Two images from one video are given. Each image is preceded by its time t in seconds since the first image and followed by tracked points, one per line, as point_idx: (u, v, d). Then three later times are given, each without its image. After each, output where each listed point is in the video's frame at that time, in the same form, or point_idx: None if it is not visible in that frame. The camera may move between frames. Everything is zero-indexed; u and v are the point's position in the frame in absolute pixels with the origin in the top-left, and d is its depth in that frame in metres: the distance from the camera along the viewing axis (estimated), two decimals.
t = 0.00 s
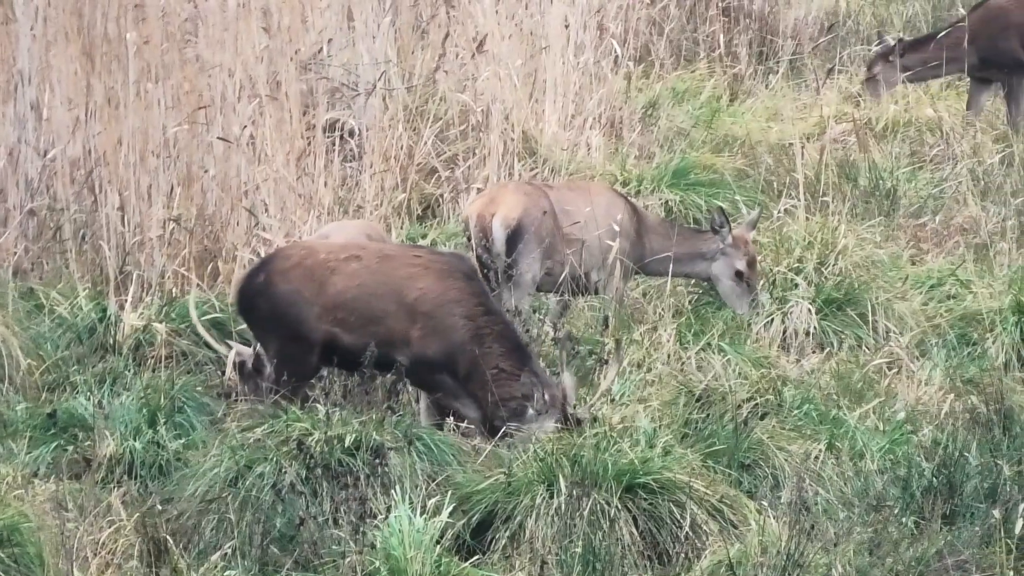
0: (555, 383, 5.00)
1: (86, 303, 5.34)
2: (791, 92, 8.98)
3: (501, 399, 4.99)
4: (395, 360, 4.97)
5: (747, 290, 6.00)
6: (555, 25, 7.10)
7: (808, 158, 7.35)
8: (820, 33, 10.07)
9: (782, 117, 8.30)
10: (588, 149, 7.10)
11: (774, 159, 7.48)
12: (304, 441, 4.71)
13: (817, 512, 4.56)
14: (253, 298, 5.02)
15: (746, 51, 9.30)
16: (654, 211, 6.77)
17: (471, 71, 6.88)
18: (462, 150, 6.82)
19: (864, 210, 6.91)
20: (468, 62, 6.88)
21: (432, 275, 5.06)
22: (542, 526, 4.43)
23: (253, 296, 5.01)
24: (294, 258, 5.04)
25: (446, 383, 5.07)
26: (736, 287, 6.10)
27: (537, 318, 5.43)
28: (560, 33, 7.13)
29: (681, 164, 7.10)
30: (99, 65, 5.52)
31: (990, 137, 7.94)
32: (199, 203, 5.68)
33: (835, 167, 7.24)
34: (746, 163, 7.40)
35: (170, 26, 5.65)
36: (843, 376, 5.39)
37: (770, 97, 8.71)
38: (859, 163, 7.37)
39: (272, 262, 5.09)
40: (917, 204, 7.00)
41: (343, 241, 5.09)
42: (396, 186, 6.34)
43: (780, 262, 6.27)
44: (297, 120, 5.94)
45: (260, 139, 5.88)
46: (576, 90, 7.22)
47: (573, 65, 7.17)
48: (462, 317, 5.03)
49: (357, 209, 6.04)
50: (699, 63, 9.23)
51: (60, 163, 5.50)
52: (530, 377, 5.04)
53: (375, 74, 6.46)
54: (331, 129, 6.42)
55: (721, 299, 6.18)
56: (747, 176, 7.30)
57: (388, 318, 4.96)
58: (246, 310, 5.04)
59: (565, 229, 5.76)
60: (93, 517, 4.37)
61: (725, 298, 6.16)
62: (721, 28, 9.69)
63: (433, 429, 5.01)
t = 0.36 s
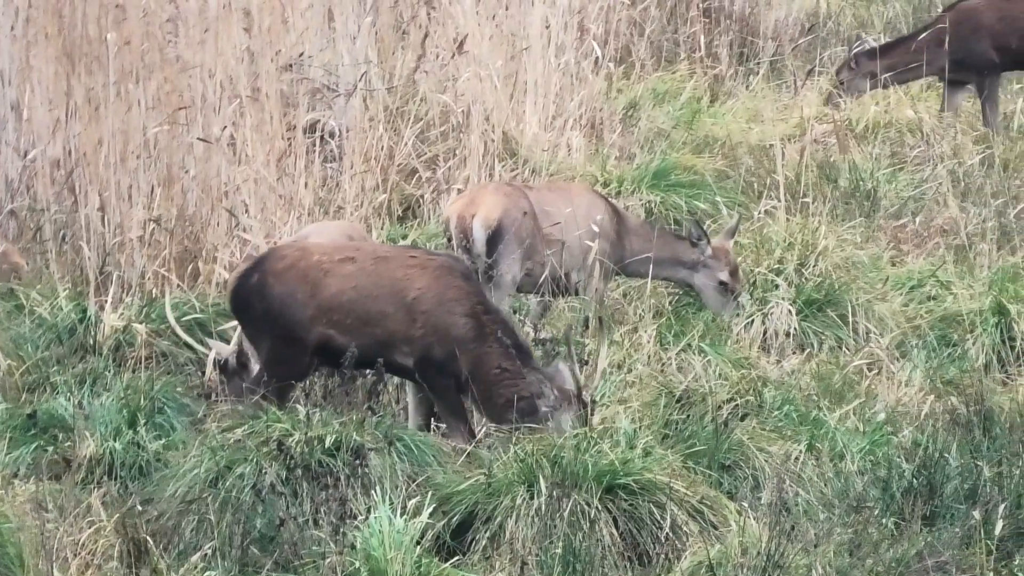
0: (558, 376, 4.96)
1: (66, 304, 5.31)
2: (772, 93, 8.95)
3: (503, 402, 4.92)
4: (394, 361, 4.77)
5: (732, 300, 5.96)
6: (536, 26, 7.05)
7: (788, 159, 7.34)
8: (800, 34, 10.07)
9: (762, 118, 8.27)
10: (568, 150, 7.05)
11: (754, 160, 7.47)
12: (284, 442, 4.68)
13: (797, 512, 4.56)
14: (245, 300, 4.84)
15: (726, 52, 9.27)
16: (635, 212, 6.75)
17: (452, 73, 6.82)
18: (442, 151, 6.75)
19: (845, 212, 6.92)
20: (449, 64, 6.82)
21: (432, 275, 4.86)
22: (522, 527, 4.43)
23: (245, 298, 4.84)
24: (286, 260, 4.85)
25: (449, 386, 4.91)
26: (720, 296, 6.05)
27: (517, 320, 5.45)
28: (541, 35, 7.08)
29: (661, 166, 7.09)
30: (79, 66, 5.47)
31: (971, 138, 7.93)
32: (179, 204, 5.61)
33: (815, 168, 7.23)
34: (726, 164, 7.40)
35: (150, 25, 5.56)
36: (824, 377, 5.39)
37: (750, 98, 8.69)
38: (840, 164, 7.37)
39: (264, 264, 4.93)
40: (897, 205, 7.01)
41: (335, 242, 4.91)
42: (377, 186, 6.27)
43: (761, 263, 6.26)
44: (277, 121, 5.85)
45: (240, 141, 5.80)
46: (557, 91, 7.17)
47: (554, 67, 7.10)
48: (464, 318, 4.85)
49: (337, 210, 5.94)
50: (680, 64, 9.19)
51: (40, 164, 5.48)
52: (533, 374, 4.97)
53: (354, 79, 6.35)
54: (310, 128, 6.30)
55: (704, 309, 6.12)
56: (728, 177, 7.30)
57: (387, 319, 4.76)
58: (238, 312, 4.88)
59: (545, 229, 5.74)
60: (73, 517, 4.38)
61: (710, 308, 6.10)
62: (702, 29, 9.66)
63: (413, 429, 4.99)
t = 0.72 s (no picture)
0: (573, 361, 5.08)
1: (48, 307, 5.24)
2: (755, 95, 8.92)
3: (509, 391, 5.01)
4: (393, 362, 4.77)
5: (710, 296, 5.97)
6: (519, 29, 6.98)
7: (770, 162, 7.32)
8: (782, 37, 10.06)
9: (745, 120, 8.25)
10: (551, 152, 6.95)
11: (737, 162, 7.45)
12: (267, 445, 4.68)
13: (779, 515, 4.56)
14: (240, 302, 4.83)
15: (709, 54, 9.20)
16: (617, 214, 6.74)
17: (434, 74, 6.74)
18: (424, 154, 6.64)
19: (828, 213, 6.92)
20: (432, 66, 6.75)
21: (430, 276, 4.84)
22: (504, 529, 4.41)
23: (241, 301, 4.83)
24: (280, 264, 4.81)
25: (449, 385, 4.92)
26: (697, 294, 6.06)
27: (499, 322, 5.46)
28: (524, 37, 7.02)
29: (645, 167, 7.09)
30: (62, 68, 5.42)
31: (953, 140, 7.92)
32: (162, 205, 5.55)
33: (798, 171, 7.20)
34: (709, 166, 7.38)
35: (132, 26, 5.55)
36: (806, 379, 5.39)
37: (732, 100, 8.67)
38: (823, 166, 7.35)
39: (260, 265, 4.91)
40: (880, 207, 7.02)
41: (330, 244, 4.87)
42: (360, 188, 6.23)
43: (743, 264, 6.22)
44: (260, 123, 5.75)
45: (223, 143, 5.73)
46: (540, 92, 7.09)
47: (536, 69, 7.02)
48: (464, 318, 4.85)
49: (320, 212, 5.82)
50: (663, 66, 9.11)
51: (22, 166, 5.45)
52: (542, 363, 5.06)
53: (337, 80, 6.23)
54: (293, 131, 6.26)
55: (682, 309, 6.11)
56: (710, 179, 7.29)
57: (384, 321, 4.73)
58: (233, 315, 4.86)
59: (527, 231, 5.74)
60: (56, 520, 4.34)
61: (687, 305, 6.10)
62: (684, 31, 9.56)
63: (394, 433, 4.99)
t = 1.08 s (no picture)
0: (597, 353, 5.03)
1: (33, 309, 5.24)
2: (741, 97, 8.91)
3: (518, 393, 5.00)
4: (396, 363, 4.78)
5: (684, 298, 5.97)
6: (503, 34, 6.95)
7: (755, 165, 7.32)
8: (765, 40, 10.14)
9: (730, 124, 8.26)
10: (535, 156, 6.95)
11: (721, 165, 7.44)
12: (251, 448, 4.64)
13: (764, 518, 4.55)
14: (246, 307, 4.91)
15: (694, 57, 9.19)
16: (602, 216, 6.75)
17: (419, 78, 6.73)
18: (409, 157, 6.56)
19: (812, 216, 6.92)
20: (416, 69, 6.73)
21: (433, 277, 4.87)
22: (488, 532, 4.40)
23: (246, 305, 4.90)
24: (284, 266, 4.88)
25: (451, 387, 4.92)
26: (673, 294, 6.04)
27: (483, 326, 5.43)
28: (509, 41, 7.01)
29: (630, 170, 7.09)
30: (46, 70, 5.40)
31: (937, 143, 7.93)
32: (147, 208, 5.54)
33: (782, 174, 7.20)
34: (693, 169, 7.38)
35: (117, 31, 5.53)
36: (790, 383, 5.39)
37: (717, 103, 8.69)
38: (807, 170, 7.36)
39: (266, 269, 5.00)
40: (864, 211, 7.02)
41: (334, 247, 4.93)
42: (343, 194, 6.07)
43: (727, 268, 6.19)
44: (244, 127, 5.75)
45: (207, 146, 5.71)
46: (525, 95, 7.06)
47: (521, 72, 7.01)
48: (468, 319, 4.85)
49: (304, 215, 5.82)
50: (647, 68, 9.10)
51: (6, 169, 5.42)
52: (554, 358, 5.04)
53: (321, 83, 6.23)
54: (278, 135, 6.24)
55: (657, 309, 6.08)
56: (694, 183, 7.29)
57: (386, 321, 4.75)
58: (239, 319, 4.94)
59: (513, 235, 5.73)
60: (40, 524, 4.32)
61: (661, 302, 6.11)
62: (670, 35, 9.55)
63: (378, 436, 4.95)
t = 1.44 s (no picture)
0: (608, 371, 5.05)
1: (19, 312, 5.22)
2: (725, 103, 8.98)
3: (521, 397, 4.99)
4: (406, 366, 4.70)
5: (679, 310, 5.91)
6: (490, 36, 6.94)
7: (741, 168, 7.33)
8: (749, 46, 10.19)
9: (716, 127, 8.28)
10: (521, 158, 6.97)
11: (707, 167, 7.45)
12: (238, 451, 4.62)
13: (751, 521, 4.53)
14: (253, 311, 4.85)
15: (679, 60, 9.24)
16: (589, 219, 6.73)
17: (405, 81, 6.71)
18: (396, 159, 6.57)
19: (798, 219, 6.94)
20: (402, 72, 6.71)
21: (444, 279, 4.81)
22: (476, 535, 4.36)
23: (253, 310, 4.83)
24: (291, 270, 4.82)
25: (451, 390, 4.88)
26: (666, 305, 5.98)
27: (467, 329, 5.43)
28: (495, 44, 7.00)
29: (616, 173, 7.10)
30: (31, 74, 5.40)
31: (924, 146, 7.94)
32: (133, 212, 5.56)
33: (769, 177, 7.21)
34: (679, 172, 7.38)
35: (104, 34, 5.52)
36: (777, 386, 5.39)
37: (703, 106, 8.73)
38: (794, 173, 7.36)
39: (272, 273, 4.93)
40: (850, 214, 7.04)
41: (343, 252, 4.88)
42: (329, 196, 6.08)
43: (713, 271, 6.19)
44: (231, 130, 5.73)
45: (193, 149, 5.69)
46: (511, 97, 7.06)
47: (508, 74, 7.01)
48: (479, 321, 4.80)
49: (291, 218, 5.81)
50: (633, 71, 9.09)
51: None
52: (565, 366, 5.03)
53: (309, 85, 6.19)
54: (265, 137, 6.21)
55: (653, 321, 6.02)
56: (680, 186, 7.29)
57: (396, 324, 4.69)
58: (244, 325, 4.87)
59: (500, 238, 5.74)
60: (26, 528, 4.33)
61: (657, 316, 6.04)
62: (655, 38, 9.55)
63: (364, 439, 4.93)
